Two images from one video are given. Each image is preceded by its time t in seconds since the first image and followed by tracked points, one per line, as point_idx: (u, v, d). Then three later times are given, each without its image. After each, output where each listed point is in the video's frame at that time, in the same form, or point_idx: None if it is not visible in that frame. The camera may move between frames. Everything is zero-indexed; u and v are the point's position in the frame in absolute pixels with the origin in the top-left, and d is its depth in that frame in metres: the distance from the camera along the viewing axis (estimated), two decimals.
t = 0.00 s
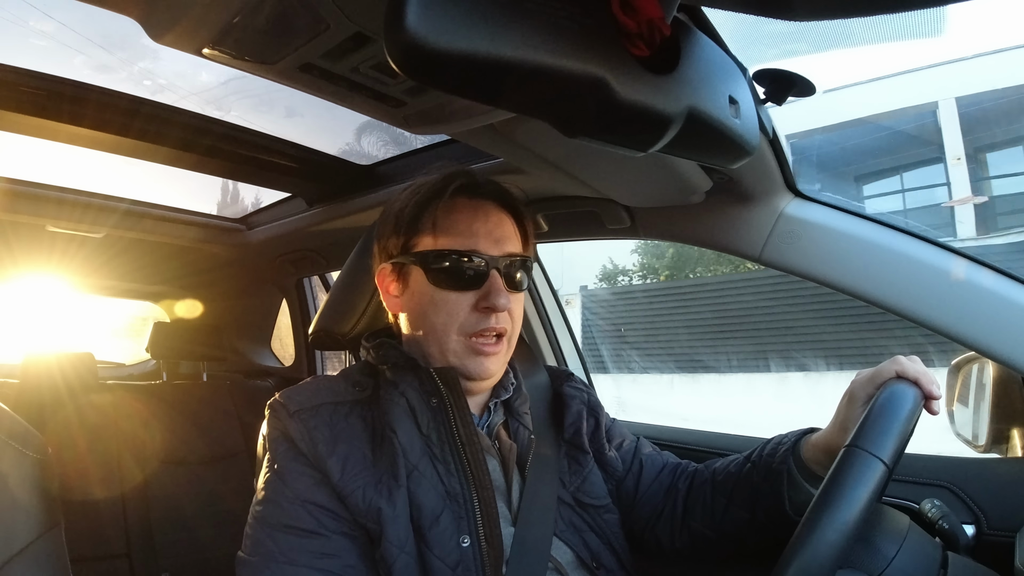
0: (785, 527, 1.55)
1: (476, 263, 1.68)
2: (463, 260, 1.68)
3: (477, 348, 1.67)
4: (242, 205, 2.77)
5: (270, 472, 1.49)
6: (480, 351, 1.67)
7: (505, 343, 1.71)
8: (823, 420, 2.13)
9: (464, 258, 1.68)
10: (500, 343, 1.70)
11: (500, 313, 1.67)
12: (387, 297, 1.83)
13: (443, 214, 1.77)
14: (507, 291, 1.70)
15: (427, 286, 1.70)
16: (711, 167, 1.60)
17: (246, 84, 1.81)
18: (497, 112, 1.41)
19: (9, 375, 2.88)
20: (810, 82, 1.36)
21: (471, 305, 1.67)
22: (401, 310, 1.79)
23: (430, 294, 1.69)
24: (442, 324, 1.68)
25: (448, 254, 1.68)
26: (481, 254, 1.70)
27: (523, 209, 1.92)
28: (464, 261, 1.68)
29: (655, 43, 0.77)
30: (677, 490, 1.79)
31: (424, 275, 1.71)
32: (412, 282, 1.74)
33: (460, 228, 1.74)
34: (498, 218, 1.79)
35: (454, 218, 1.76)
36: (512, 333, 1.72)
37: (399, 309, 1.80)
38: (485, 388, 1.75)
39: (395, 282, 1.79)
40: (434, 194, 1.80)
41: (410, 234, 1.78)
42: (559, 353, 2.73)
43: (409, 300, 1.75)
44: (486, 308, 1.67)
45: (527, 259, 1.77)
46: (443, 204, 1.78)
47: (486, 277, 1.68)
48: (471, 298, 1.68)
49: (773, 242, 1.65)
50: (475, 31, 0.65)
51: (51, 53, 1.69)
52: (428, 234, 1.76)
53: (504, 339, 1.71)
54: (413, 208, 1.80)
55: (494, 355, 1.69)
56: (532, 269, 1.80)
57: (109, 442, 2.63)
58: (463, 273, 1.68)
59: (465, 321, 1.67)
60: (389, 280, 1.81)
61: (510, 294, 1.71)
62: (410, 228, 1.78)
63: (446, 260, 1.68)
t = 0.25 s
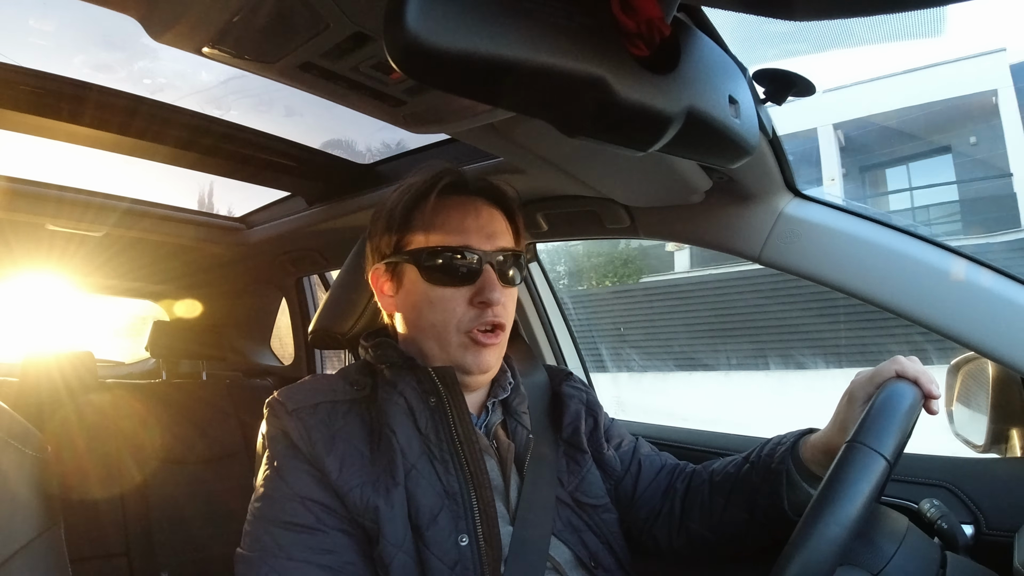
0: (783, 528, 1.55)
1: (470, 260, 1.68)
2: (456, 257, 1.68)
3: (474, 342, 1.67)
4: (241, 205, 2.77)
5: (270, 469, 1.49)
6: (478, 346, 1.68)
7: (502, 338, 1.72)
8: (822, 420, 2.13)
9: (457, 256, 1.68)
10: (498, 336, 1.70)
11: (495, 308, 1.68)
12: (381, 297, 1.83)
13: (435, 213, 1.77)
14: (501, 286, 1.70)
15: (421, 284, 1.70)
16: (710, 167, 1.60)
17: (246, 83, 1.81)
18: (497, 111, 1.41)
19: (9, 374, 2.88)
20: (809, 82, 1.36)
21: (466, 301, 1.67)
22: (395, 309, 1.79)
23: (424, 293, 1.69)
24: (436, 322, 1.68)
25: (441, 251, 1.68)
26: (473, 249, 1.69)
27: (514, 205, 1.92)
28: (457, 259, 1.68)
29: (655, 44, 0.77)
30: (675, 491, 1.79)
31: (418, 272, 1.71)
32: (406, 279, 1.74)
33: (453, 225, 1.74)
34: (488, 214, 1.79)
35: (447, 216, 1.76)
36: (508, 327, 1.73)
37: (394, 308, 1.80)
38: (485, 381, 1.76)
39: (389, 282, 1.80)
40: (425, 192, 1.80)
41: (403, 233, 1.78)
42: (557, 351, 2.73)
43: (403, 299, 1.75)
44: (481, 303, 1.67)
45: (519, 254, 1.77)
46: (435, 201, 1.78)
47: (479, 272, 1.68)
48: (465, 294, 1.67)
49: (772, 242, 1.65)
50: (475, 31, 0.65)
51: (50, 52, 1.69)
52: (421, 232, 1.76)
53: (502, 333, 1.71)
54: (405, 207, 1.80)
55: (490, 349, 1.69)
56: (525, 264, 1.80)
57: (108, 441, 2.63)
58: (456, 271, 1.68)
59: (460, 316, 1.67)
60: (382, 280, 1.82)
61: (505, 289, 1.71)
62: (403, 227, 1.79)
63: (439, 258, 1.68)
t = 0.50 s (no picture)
0: (784, 530, 1.55)
1: (480, 262, 1.69)
2: (467, 258, 1.68)
3: (484, 344, 1.66)
4: (240, 206, 2.77)
5: (273, 469, 1.49)
6: (488, 347, 1.67)
7: (511, 342, 1.71)
8: (822, 420, 2.13)
9: (468, 257, 1.69)
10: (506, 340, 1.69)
11: (507, 310, 1.68)
12: (390, 297, 1.84)
13: (449, 216, 1.77)
14: (514, 289, 1.71)
15: (434, 283, 1.71)
16: (709, 168, 1.60)
17: (245, 85, 1.81)
18: (496, 112, 1.41)
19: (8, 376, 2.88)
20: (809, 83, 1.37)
21: (478, 303, 1.67)
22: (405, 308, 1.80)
23: (437, 292, 1.70)
24: (448, 321, 1.68)
25: (453, 252, 1.69)
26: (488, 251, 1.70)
27: (526, 209, 1.93)
28: (467, 261, 1.69)
29: (654, 44, 0.76)
30: (676, 492, 1.79)
31: (431, 272, 1.72)
32: (417, 279, 1.74)
33: (466, 227, 1.75)
34: (504, 218, 1.81)
35: (460, 219, 1.77)
36: (518, 332, 1.72)
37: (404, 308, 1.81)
38: (490, 384, 1.75)
39: (399, 281, 1.81)
40: (440, 194, 1.80)
41: (416, 234, 1.79)
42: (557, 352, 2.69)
43: (413, 299, 1.76)
44: (495, 305, 1.67)
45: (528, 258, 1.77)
46: (453, 202, 1.79)
47: (493, 274, 1.69)
48: (479, 294, 1.68)
49: (772, 243, 1.65)
50: (474, 32, 0.65)
51: (49, 54, 1.69)
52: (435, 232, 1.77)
53: (510, 337, 1.70)
54: (418, 209, 1.80)
55: (501, 351, 1.68)
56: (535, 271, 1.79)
57: (108, 443, 2.63)
58: (467, 273, 1.68)
59: (471, 317, 1.67)
60: (393, 278, 1.83)
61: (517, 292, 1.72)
62: (417, 227, 1.79)
63: (450, 259, 1.69)
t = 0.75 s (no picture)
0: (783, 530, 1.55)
1: (487, 256, 1.71)
2: (471, 254, 1.71)
3: (497, 335, 1.69)
4: (241, 204, 2.77)
5: (275, 466, 1.50)
6: (500, 339, 1.69)
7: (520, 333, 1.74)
8: (822, 421, 2.13)
9: (474, 252, 1.71)
10: (516, 331, 1.72)
11: (520, 301, 1.71)
12: (395, 292, 1.84)
13: (457, 211, 1.80)
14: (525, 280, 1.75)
15: (444, 275, 1.72)
16: (710, 168, 1.60)
17: (246, 83, 1.81)
18: (497, 111, 1.41)
19: (8, 373, 2.88)
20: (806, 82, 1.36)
21: (491, 295, 1.70)
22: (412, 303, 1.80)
23: (448, 283, 1.71)
24: (460, 314, 1.69)
25: (461, 247, 1.72)
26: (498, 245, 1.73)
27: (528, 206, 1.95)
28: (474, 255, 1.71)
29: (655, 43, 0.76)
30: (675, 492, 1.79)
31: (441, 265, 1.73)
32: (427, 273, 1.75)
33: (474, 223, 1.78)
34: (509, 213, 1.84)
35: (466, 215, 1.79)
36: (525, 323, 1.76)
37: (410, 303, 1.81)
38: (493, 380, 1.75)
39: (405, 276, 1.81)
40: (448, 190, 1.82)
41: (424, 229, 1.80)
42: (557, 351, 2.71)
43: (421, 293, 1.76)
44: (507, 296, 1.69)
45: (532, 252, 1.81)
46: (462, 198, 1.81)
47: (503, 266, 1.72)
48: (491, 286, 1.70)
49: (772, 243, 1.65)
50: (476, 31, 0.65)
51: (51, 52, 1.69)
52: (445, 228, 1.80)
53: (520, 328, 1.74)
54: (424, 205, 1.82)
55: (510, 344, 1.70)
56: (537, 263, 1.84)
57: (108, 441, 2.63)
58: (472, 267, 1.70)
59: (485, 309, 1.69)
60: (398, 274, 1.83)
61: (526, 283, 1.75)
62: (425, 223, 1.81)
63: (454, 255, 1.72)
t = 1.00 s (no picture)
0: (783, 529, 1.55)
1: (490, 255, 1.71)
2: (476, 253, 1.71)
3: (502, 330, 1.68)
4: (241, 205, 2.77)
5: (276, 466, 1.50)
6: (505, 334, 1.68)
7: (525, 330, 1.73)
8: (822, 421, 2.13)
9: (478, 251, 1.71)
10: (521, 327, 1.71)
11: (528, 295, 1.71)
12: (399, 289, 1.84)
13: (464, 208, 1.81)
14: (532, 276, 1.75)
15: (452, 269, 1.73)
16: (710, 167, 1.60)
17: (246, 83, 1.81)
18: (496, 111, 1.41)
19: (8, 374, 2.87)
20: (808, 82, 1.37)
21: (500, 288, 1.70)
22: (418, 300, 1.80)
23: (456, 277, 1.72)
24: (468, 308, 1.69)
25: (466, 244, 1.72)
26: (504, 243, 1.73)
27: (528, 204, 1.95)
28: (479, 253, 1.71)
29: (654, 43, 0.76)
30: (675, 492, 1.79)
31: (449, 261, 1.74)
32: (434, 269, 1.76)
33: (479, 221, 1.79)
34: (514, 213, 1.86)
35: (473, 214, 1.80)
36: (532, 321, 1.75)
37: (417, 299, 1.81)
38: (496, 379, 1.74)
39: (412, 273, 1.82)
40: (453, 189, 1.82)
41: (432, 228, 1.81)
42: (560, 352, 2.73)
43: (427, 289, 1.76)
44: (515, 290, 1.70)
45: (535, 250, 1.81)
46: (470, 198, 1.82)
47: (509, 262, 1.72)
48: (499, 281, 1.71)
49: (772, 242, 1.65)
50: (475, 31, 0.65)
51: (50, 53, 1.69)
52: (451, 226, 1.80)
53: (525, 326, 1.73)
54: (431, 203, 1.83)
55: (516, 339, 1.69)
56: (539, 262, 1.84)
57: (108, 442, 2.63)
58: (477, 265, 1.71)
59: (492, 303, 1.69)
60: (404, 271, 1.83)
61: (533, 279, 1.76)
62: (433, 220, 1.81)
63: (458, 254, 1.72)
